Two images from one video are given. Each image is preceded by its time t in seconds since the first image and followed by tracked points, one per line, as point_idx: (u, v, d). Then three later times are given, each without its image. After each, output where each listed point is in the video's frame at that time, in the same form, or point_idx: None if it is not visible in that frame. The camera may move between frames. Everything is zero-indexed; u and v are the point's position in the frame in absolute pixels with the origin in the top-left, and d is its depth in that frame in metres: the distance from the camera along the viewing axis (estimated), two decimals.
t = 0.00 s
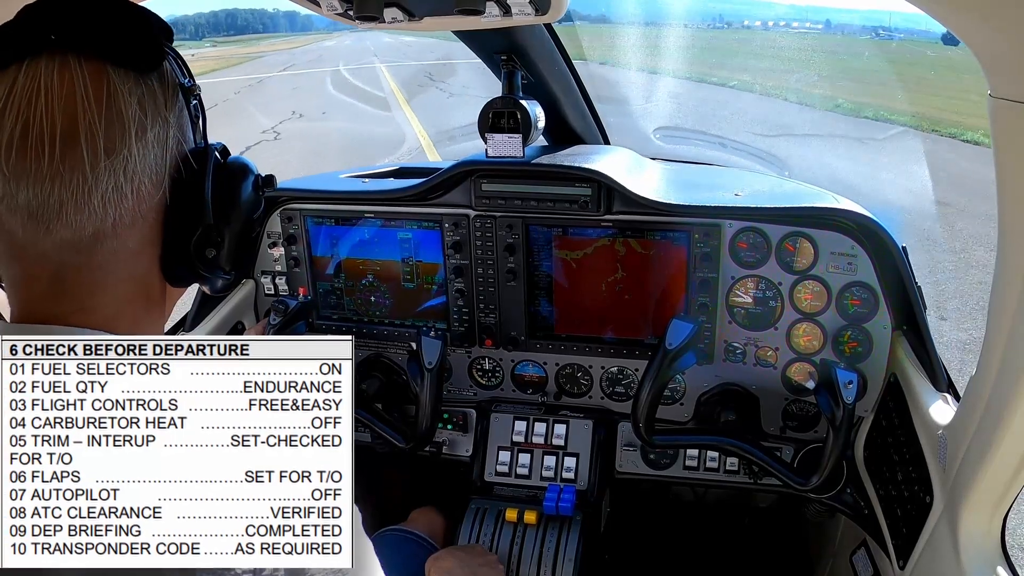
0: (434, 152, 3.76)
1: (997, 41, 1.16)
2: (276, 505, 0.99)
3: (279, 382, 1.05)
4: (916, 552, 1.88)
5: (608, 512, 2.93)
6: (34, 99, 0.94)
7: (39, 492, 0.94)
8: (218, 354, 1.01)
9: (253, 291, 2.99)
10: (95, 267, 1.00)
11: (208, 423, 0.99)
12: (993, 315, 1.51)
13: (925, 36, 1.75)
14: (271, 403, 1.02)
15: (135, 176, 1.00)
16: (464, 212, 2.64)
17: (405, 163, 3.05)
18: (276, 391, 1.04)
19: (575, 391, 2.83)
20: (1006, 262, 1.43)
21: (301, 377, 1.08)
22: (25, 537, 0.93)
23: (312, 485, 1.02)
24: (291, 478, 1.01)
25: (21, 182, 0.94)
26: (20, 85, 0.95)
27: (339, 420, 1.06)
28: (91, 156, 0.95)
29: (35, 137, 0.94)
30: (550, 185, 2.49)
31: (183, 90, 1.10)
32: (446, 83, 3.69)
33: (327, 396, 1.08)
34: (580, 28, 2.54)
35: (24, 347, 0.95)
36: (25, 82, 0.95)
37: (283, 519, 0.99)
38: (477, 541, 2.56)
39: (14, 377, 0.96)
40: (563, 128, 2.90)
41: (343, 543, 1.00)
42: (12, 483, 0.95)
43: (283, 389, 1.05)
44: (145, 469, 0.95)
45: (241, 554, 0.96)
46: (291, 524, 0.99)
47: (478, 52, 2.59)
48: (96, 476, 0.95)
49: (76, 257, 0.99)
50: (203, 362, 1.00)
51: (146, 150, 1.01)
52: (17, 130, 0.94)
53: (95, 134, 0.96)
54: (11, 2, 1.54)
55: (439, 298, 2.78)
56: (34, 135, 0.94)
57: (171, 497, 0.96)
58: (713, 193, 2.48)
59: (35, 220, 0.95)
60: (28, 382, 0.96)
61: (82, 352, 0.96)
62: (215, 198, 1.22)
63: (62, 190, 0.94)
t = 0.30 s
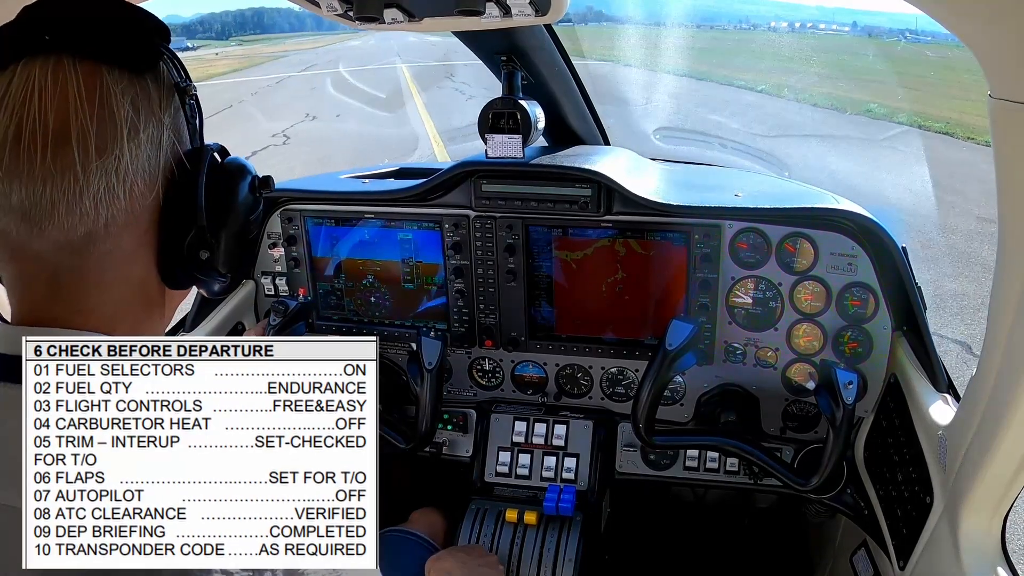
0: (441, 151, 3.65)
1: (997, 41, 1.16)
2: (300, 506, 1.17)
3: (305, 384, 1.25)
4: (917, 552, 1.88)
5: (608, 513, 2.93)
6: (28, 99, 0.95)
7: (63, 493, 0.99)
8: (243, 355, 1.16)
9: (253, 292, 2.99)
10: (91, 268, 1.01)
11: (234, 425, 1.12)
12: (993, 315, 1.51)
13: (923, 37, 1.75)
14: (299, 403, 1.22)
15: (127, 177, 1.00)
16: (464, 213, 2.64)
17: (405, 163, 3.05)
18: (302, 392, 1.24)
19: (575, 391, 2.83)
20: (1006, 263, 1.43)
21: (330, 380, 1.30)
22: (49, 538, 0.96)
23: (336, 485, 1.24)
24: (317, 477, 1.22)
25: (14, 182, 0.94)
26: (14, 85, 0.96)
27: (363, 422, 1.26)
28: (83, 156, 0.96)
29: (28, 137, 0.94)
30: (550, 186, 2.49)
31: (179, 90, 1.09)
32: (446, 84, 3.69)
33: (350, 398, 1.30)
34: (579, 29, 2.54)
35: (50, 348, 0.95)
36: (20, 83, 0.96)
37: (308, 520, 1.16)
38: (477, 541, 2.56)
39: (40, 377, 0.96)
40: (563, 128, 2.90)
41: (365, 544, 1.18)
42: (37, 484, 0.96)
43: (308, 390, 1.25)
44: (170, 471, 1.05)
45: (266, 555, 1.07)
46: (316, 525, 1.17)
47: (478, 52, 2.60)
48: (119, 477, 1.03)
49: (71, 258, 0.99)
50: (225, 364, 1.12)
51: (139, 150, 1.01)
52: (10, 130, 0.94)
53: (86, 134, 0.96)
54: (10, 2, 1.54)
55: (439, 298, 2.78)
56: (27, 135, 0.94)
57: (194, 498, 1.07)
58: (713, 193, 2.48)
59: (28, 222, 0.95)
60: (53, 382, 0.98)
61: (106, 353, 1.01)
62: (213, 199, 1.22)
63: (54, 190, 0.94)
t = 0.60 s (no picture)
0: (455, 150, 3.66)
1: (998, 41, 1.16)
2: (300, 506, 1.16)
3: (306, 384, 1.26)
4: (917, 552, 1.87)
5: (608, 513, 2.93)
6: (19, 105, 0.95)
7: (63, 493, 0.99)
8: (244, 356, 1.17)
9: (252, 292, 2.99)
10: (84, 274, 1.00)
11: (234, 425, 1.12)
12: (993, 314, 1.51)
13: (923, 36, 1.75)
14: (300, 403, 1.23)
15: (119, 180, 0.99)
16: (464, 213, 2.64)
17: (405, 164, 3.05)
18: (303, 392, 1.25)
19: (575, 391, 2.83)
20: (1007, 263, 1.43)
21: (330, 380, 1.32)
22: (49, 538, 0.96)
23: (337, 485, 1.25)
24: (317, 477, 1.23)
25: (6, 188, 0.94)
26: (7, 92, 0.97)
27: (364, 422, 1.28)
28: (74, 161, 0.96)
29: (19, 144, 0.94)
30: (550, 186, 2.49)
31: (170, 92, 1.09)
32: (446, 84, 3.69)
33: (350, 398, 1.32)
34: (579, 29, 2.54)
35: (50, 348, 0.96)
36: (12, 90, 0.97)
37: (308, 521, 1.16)
38: (477, 541, 2.56)
39: (40, 377, 0.97)
40: (563, 129, 2.85)
41: (366, 545, 1.20)
42: (37, 484, 0.96)
43: (309, 391, 1.27)
44: (170, 471, 1.05)
45: (266, 555, 1.08)
46: (316, 525, 1.18)
47: (478, 52, 2.59)
48: (120, 477, 1.03)
49: (63, 264, 0.99)
50: (225, 363, 1.13)
51: (130, 153, 1.01)
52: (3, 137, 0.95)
53: (77, 138, 0.96)
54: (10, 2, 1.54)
55: (439, 299, 2.78)
56: (19, 142, 0.95)
57: (194, 498, 1.06)
58: (713, 193, 2.48)
59: (20, 228, 0.95)
60: (53, 382, 0.99)
61: (107, 353, 1.02)
62: (206, 200, 1.22)
63: (46, 196, 0.94)
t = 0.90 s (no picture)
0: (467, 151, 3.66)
1: (998, 41, 1.16)
2: (300, 507, 1.17)
3: (306, 384, 1.26)
4: (917, 552, 1.87)
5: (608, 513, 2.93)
6: (14, 105, 0.96)
7: (63, 493, 0.98)
8: (243, 356, 1.16)
9: (252, 293, 2.99)
10: (80, 274, 0.99)
11: (234, 425, 1.12)
12: (993, 315, 1.51)
13: (923, 36, 1.75)
14: (300, 403, 1.23)
15: (114, 180, 0.99)
16: (463, 213, 2.64)
17: (405, 164, 3.05)
18: (302, 392, 1.25)
19: (575, 391, 2.83)
20: (1006, 262, 1.43)
21: (331, 380, 1.32)
22: (49, 538, 0.96)
23: (337, 485, 1.25)
24: (317, 477, 1.23)
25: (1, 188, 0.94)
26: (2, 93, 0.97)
27: (364, 423, 1.28)
28: (69, 161, 0.96)
29: (14, 143, 0.95)
30: (550, 186, 2.49)
31: (166, 92, 1.09)
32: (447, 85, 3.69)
33: (350, 398, 1.32)
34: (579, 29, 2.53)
35: (50, 348, 0.96)
36: (8, 90, 0.97)
37: (307, 521, 1.17)
38: (477, 541, 2.56)
39: (40, 377, 0.97)
40: (563, 129, 2.84)
41: (365, 545, 1.22)
42: (37, 483, 0.96)
43: (308, 391, 1.26)
44: (170, 471, 1.05)
45: (266, 555, 1.11)
46: (315, 525, 1.19)
47: (478, 53, 2.59)
48: (120, 477, 1.03)
49: (58, 264, 0.98)
50: (225, 363, 1.13)
51: (125, 154, 1.00)
52: None
53: (71, 137, 0.96)
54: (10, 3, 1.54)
55: (439, 299, 2.78)
56: (13, 141, 0.95)
57: (194, 498, 1.06)
58: (713, 193, 2.48)
59: (15, 227, 0.95)
60: (53, 382, 0.98)
61: (107, 352, 1.02)
62: (202, 200, 1.21)
63: (40, 195, 0.94)
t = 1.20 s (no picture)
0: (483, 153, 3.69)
1: (997, 40, 1.16)
2: (300, 507, 1.17)
3: (306, 384, 1.27)
4: (917, 551, 1.87)
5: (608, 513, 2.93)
6: (20, 104, 0.94)
7: (63, 493, 0.99)
8: (243, 356, 1.17)
9: (252, 292, 2.99)
10: (86, 277, 0.99)
11: (233, 425, 1.12)
12: (993, 314, 1.50)
13: (923, 35, 1.75)
14: (300, 403, 1.24)
15: (121, 182, 0.98)
16: (463, 213, 2.63)
17: (405, 163, 3.04)
18: (302, 392, 1.26)
19: (575, 391, 2.83)
20: (1007, 261, 1.43)
21: (330, 380, 1.32)
22: (49, 538, 0.95)
23: (337, 485, 1.25)
24: (317, 478, 1.23)
25: (7, 189, 0.93)
26: (9, 91, 0.96)
27: (364, 423, 1.29)
28: (75, 163, 0.94)
29: (20, 144, 0.93)
30: (550, 186, 2.49)
31: (175, 93, 1.07)
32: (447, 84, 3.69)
33: (351, 398, 1.33)
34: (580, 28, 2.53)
35: (49, 348, 0.96)
36: (15, 89, 0.96)
37: (307, 521, 1.16)
38: (477, 541, 2.56)
39: (40, 377, 0.97)
40: (563, 128, 2.82)
41: (366, 546, 1.19)
42: (37, 483, 0.96)
43: (308, 390, 1.27)
44: (170, 471, 1.06)
45: (266, 555, 1.06)
46: (316, 526, 1.17)
47: (478, 52, 2.59)
48: (119, 477, 1.03)
49: (63, 266, 0.97)
50: (224, 363, 1.13)
51: (132, 155, 0.99)
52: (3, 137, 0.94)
53: (77, 139, 0.95)
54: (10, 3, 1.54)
55: (440, 298, 2.78)
56: (19, 141, 0.94)
57: (194, 498, 1.07)
58: (713, 193, 2.48)
59: (21, 229, 0.94)
60: (53, 382, 0.98)
61: (107, 352, 1.01)
62: (211, 201, 1.20)
63: (46, 198, 0.93)
